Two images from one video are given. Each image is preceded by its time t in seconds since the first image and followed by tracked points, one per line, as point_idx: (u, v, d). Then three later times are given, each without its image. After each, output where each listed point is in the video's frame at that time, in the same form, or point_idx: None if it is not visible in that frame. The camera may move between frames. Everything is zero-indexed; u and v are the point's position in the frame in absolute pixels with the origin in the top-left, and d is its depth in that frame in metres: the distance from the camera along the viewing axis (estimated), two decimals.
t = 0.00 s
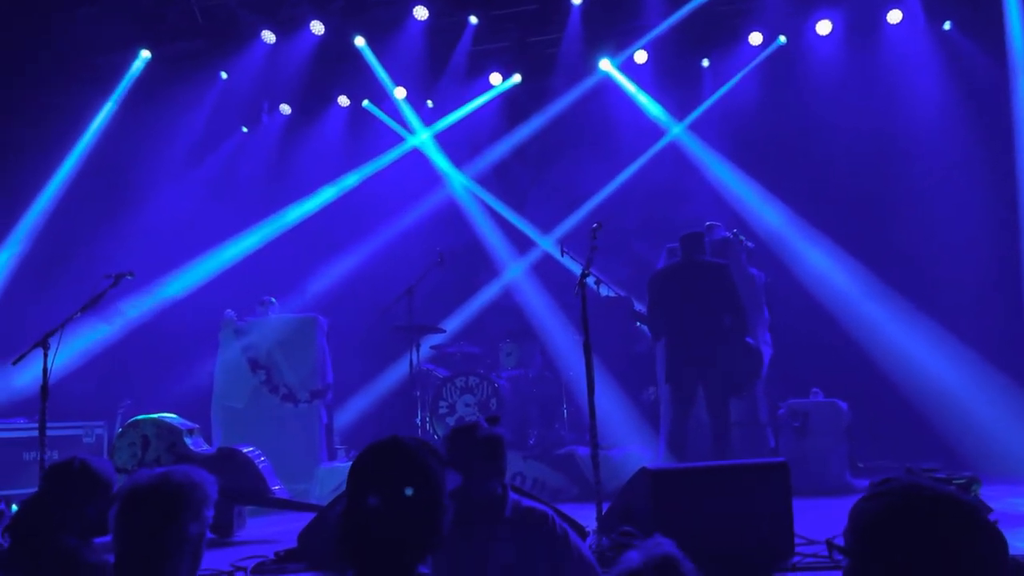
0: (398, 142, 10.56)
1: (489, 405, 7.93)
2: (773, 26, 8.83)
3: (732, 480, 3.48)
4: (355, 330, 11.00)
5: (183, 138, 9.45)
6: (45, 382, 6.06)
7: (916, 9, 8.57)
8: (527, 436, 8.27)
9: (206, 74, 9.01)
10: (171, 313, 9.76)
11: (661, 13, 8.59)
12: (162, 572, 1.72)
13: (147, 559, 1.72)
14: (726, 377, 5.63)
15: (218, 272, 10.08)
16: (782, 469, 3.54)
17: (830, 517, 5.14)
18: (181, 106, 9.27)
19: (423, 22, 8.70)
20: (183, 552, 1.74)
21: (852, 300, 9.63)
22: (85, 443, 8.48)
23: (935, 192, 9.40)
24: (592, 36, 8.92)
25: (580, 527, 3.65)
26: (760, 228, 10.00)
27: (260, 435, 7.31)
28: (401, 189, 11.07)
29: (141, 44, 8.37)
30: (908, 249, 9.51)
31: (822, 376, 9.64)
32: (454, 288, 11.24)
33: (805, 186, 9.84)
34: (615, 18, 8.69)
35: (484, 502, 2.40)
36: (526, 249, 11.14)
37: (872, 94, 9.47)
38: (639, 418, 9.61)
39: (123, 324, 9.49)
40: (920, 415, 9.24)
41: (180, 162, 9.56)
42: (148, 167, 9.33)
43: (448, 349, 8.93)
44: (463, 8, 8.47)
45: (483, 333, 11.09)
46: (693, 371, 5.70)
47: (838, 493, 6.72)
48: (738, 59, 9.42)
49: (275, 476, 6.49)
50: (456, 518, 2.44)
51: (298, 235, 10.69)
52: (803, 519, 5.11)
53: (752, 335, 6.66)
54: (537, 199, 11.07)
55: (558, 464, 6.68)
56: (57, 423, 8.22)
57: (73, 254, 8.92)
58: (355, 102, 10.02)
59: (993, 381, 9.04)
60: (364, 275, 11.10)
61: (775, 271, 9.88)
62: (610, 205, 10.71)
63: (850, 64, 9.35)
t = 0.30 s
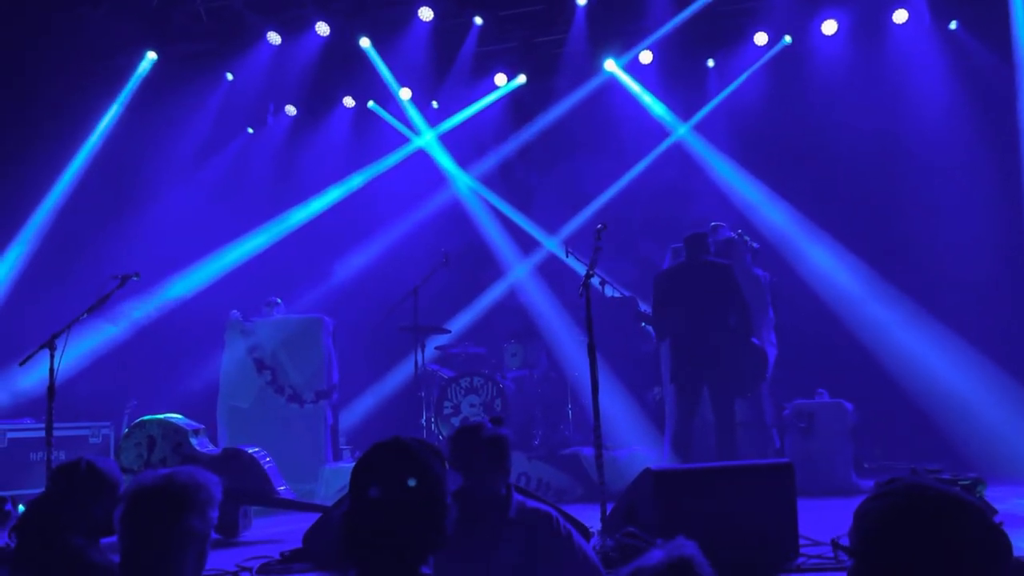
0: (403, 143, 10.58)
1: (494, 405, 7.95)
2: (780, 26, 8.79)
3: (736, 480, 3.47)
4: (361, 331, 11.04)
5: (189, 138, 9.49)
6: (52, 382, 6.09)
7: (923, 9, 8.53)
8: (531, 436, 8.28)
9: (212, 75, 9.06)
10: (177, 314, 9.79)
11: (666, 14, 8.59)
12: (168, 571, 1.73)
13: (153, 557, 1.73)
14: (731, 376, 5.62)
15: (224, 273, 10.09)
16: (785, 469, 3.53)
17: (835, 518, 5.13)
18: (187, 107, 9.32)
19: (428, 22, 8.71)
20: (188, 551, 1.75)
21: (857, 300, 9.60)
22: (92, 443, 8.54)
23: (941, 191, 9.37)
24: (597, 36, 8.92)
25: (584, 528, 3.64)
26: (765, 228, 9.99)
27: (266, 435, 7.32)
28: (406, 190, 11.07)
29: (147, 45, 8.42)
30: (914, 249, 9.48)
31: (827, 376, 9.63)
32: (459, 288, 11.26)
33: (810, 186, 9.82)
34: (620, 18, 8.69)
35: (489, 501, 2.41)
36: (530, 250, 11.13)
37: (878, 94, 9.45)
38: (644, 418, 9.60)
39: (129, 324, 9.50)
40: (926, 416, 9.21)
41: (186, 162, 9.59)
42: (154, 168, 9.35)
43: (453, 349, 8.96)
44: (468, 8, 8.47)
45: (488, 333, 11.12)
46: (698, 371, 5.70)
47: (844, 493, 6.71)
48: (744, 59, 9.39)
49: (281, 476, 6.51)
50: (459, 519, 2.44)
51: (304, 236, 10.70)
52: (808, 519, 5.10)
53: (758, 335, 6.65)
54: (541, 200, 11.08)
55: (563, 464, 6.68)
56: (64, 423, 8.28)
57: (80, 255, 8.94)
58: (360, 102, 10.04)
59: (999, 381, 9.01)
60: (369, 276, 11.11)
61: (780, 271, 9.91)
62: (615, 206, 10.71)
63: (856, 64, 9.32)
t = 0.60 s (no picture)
0: (406, 145, 10.56)
1: (497, 408, 7.93)
2: (784, 28, 8.78)
3: (740, 483, 3.47)
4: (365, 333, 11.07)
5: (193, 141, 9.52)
6: (57, 384, 6.11)
7: (927, 10, 8.51)
8: (535, 439, 8.28)
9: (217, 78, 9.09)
10: (182, 316, 9.81)
11: (670, 16, 8.58)
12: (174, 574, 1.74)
13: (160, 561, 1.73)
14: (736, 379, 5.62)
15: (229, 276, 10.11)
16: (789, 474, 3.54)
17: (840, 521, 5.11)
18: (192, 110, 9.34)
19: (432, 25, 8.72)
20: (193, 554, 1.75)
21: (862, 302, 9.58)
22: (97, 445, 8.56)
23: (946, 193, 9.35)
24: (601, 38, 8.92)
25: (588, 531, 3.64)
26: (768, 231, 10.00)
27: (270, 437, 7.32)
28: (410, 192, 11.09)
29: (152, 49, 8.45)
30: (919, 252, 9.45)
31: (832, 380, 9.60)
32: (463, 290, 11.28)
33: (814, 188, 9.82)
34: (623, 20, 8.69)
35: (494, 503, 2.41)
36: (534, 252, 11.13)
37: (882, 95, 9.42)
38: (648, 420, 9.59)
39: (135, 326, 9.57)
40: (931, 419, 9.18)
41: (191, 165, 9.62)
42: (158, 172, 9.36)
43: (456, 352, 8.96)
44: (472, 11, 8.47)
45: (492, 336, 11.12)
46: (703, 374, 5.68)
47: (848, 496, 6.69)
48: (748, 61, 9.36)
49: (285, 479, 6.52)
50: (463, 520, 2.45)
51: (308, 238, 10.73)
52: (812, 523, 5.08)
53: (761, 338, 6.64)
54: (545, 202, 11.08)
55: (567, 467, 6.68)
56: (69, 425, 8.30)
57: (85, 257, 8.99)
58: (365, 105, 10.05)
59: (1004, 383, 8.98)
60: (373, 278, 11.15)
61: (783, 274, 9.90)
62: (619, 208, 10.71)
63: (860, 67, 9.30)
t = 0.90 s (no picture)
0: (410, 148, 10.62)
1: (500, 411, 7.93)
2: (787, 31, 8.79)
3: (744, 487, 3.48)
4: (368, 335, 11.10)
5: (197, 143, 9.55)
6: (61, 387, 6.12)
7: (931, 13, 8.53)
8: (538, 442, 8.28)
9: (221, 80, 9.13)
10: (185, 318, 9.85)
11: (674, 19, 8.58)
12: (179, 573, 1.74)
13: (163, 561, 1.74)
14: (739, 382, 5.62)
15: (232, 279, 10.18)
16: (792, 477, 3.55)
17: (843, 525, 5.10)
18: (196, 113, 9.38)
19: (436, 28, 8.73)
20: (197, 555, 1.76)
21: (865, 305, 9.57)
22: (101, 447, 8.58)
23: (949, 196, 9.34)
24: (604, 41, 8.93)
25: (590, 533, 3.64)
26: (771, 234, 10.00)
27: (273, 439, 7.33)
28: (413, 195, 11.12)
29: (157, 52, 8.49)
30: (923, 255, 9.43)
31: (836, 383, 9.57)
32: (466, 293, 11.30)
33: (818, 190, 9.82)
34: (626, 23, 8.71)
35: (497, 507, 2.41)
36: (537, 255, 11.14)
37: (886, 99, 9.42)
38: (651, 423, 9.59)
39: (139, 328, 9.59)
40: (936, 423, 9.15)
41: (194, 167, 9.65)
42: (163, 175, 9.39)
43: (459, 354, 8.98)
44: (476, 14, 8.49)
45: (494, 338, 11.13)
46: (706, 377, 5.68)
47: (851, 500, 6.67)
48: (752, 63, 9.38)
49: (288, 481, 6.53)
50: (466, 524, 2.44)
51: (311, 241, 10.76)
52: (815, 526, 5.07)
53: (765, 341, 6.63)
54: (548, 205, 11.08)
55: (570, 469, 6.68)
56: (73, 428, 8.40)
57: (89, 260, 9.02)
58: (368, 107, 10.09)
59: (1008, 387, 8.96)
60: (376, 280, 11.19)
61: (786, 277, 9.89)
62: (622, 211, 10.70)
63: (863, 70, 9.32)
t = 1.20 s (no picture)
0: (411, 151, 10.65)
1: (501, 414, 7.93)
2: (787, 34, 8.80)
3: (745, 490, 3.48)
4: (368, 338, 11.09)
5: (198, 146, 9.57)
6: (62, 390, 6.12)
7: (931, 15, 8.56)
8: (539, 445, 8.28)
9: (223, 83, 9.15)
10: (186, 321, 9.85)
11: (674, 22, 8.60)
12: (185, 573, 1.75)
13: (168, 561, 1.74)
14: (739, 384, 5.61)
15: (233, 283, 10.19)
16: (792, 479, 3.55)
17: (843, 528, 5.10)
18: (198, 116, 9.40)
19: (437, 31, 8.75)
20: (200, 558, 1.77)
21: (866, 308, 9.56)
22: (101, 450, 8.58)
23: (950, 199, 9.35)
24: (605, 44, 8.96)
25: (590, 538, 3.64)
26: (772, 238, 9.99)
27: (274, 442, 7.33)
28: (414, 198, 11.14)
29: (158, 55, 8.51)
30: (924, 258, 9.43)
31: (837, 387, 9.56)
32: (466, 296, 11.31)
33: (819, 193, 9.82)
34: (626, 26, 8.72)
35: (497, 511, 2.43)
36: (538, 258, 11.14)
37: (886, 102, 9.44)
38: (652, 427, 9.58)
39: (139, 332, 9.58)
40: (937, 426, 9.14)
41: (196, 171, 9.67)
42: (164, 177, 9.42)
43: (460, 357, 8.98)
44: (476, 17, 8.51)
45: (495, 341, 11.14)
46: (706, 379, 5.68)
47: (852, 504, 6.66)
48: (753, 66, 9.41)
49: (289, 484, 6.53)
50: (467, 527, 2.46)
51: (312, 244, 10.79)
52: (816, 530, 5.06)
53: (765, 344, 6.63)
54: (549, 208, 11.08)
55: (571, 473, 6.67)
56: (74, 430, 8.36)
57: (91, 263, 9.02)
58: (369, 110, 10.11)
59: (1009, 390, 8.95)
60: (377, 284, 11.18)
61: (787, 280, 9.88)
62: (622, 214, 10.70)
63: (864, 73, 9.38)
